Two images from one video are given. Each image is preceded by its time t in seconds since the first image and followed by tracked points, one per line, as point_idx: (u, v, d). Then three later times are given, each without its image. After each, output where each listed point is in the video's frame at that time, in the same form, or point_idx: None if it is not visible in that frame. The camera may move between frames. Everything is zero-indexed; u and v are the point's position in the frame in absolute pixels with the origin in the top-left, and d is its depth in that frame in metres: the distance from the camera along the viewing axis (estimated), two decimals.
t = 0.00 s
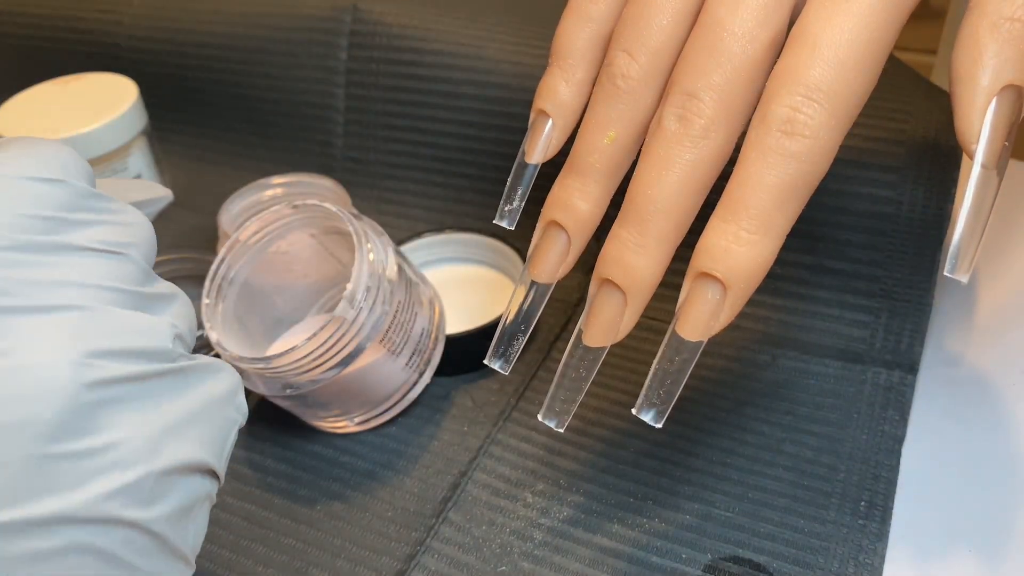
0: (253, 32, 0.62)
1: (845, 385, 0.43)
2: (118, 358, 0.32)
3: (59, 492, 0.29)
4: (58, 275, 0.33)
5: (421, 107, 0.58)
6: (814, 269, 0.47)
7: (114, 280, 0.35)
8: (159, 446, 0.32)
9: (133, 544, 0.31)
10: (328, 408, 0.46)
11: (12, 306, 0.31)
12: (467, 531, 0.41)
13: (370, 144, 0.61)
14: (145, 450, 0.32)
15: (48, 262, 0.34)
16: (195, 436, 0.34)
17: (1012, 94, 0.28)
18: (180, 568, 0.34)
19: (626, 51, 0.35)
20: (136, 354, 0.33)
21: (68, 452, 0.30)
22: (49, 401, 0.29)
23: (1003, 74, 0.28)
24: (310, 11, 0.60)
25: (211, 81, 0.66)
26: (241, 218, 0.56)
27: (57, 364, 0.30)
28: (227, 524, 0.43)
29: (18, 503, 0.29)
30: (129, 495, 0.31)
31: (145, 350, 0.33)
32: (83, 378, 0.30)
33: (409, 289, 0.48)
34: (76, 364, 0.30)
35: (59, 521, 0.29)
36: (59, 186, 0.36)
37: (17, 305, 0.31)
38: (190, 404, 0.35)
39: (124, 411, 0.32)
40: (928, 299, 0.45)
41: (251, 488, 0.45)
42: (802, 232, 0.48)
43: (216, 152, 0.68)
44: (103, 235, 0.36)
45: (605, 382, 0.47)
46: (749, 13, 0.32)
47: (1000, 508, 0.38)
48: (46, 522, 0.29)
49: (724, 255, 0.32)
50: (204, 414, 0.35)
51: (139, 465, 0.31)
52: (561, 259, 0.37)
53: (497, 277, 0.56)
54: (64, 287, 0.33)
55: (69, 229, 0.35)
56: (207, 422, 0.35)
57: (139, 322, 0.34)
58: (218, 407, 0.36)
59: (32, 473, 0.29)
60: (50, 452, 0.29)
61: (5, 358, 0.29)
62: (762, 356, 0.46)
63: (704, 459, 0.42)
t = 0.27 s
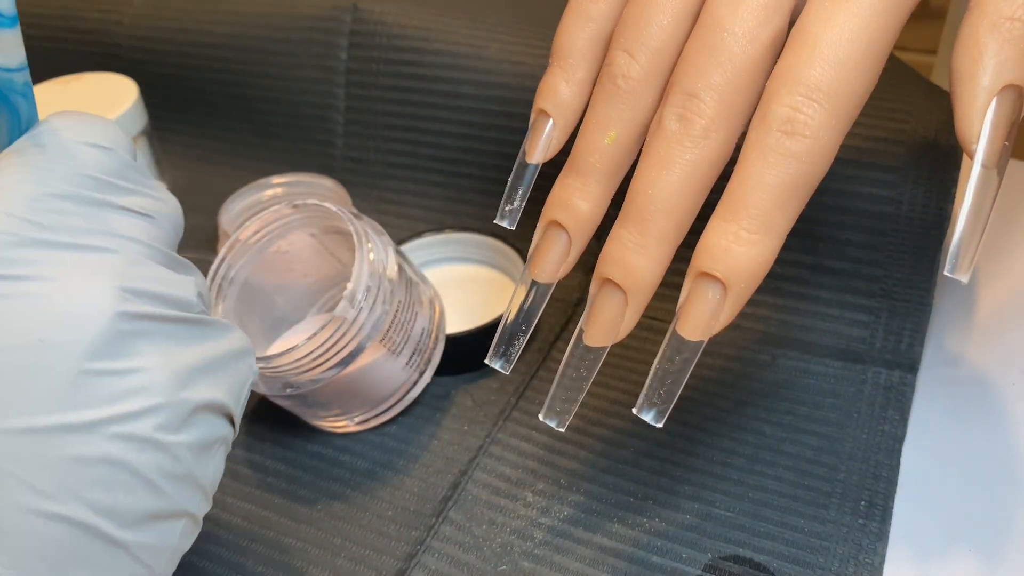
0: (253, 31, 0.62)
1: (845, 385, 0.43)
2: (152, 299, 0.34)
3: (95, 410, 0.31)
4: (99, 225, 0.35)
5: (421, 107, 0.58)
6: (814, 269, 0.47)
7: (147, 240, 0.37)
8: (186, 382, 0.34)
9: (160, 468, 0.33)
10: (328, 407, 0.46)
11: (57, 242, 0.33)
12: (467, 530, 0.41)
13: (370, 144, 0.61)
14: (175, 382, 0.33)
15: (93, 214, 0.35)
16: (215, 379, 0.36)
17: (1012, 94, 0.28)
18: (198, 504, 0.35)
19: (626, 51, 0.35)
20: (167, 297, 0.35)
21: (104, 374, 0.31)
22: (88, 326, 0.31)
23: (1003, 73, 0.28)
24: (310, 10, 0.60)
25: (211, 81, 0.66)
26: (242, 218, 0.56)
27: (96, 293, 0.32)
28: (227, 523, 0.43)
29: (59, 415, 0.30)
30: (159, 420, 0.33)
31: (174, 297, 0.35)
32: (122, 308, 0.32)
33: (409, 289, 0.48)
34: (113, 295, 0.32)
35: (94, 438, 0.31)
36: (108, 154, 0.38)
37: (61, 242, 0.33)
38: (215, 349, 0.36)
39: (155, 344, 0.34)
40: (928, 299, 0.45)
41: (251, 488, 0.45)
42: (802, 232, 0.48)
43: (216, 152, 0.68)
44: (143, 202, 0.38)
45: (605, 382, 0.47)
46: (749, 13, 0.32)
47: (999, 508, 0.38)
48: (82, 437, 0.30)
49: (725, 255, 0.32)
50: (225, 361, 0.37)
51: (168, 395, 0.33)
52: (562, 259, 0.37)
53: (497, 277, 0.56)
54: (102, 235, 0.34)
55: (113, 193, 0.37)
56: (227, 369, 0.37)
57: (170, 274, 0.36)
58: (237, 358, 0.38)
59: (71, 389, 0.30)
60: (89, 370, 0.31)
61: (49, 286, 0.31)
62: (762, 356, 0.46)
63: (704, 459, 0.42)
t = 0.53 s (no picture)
0: (254, 32, 0.62)
1: (844, 385, 0.43)
2: (245, 316, 0.34)
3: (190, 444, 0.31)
4: (190, 224, 0.34)
5: (422, 107, 0.58)
6: (813, 269, 0.47)
7: (231, 230, 0.36)
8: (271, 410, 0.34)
9: (237, 500, 0.33)
10: (329, 407, 0.46)
11: (158, 247, 0.32)
12: (467, 531, 0.40)
13: (371, 144, 0.61)
14: (260, 410, 0.34)
15: (180, 207, 0.34)
16: (290, 396, 0.36)
17: (1012, 95, 0.28)
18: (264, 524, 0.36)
19: (626, 51, 0.35)
20: (256, 311, 0.34)
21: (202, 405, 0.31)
22: (192, 353, 0.30)
23: (1003, 74, 0.28)
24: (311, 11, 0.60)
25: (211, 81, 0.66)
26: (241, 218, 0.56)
27: (201, 317, 0.31)
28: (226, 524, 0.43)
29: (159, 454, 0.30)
30: (245, 453, 0.33)
31: (265, 309, 0.35)
32: (223, 332, 0.32)
33: (408, 289, 0.48)
34: (216, 318, 0.31)
35: (187, 473, 0.31)
36: (183, 127, 0.36)
37: (159, 247, 0.32)
38: (292, 363, 0.36)
39: (245, 370, 0.34)
40: (928, 299, 0.45)
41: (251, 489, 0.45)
42: (802, 232, 0.48)
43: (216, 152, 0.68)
44: (222, 185, 0.37)
45: (605, 382, 0.47)
46: (749, 12, 0.32)
47: (1000, 508, 0.38)
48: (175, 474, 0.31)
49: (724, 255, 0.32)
50: (299, 375, 0.37)
51: (254, 426, 0.33)
52: (562, 259, 0.37)
53: (497, 277, 0.56)
54: (195, 237, 0.34)
55: (193, 173, 0.36)
56: (300, 382, 0.37)
57: (258, 279, 0.35)
58: (308, 367, 0.38)
59: (172, 424, 0.30)
60: (190, 404, 0.31)
61: (153, 302, 0.30)
62: (762, 356, 0.46)
63: (704, 459, 0.42)
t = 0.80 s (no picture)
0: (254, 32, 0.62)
1: (844, 385, 0.43)
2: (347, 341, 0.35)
3: (301, 472, 0.31)
4: (302, 246, 0.35)
5: (422, 107, 0.58)
6: (814, 269, 0.47)
7: (335, 252, 0.37)
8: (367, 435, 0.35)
9: (325, 523, 0.33)
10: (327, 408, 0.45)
11: (278, 269, 0.32)
12: (467, 531, 0.40)
13: (370, 144, 0.61)
14: (356, 434, 0.34)
15: (293, 227, 0.35)
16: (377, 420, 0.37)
17: (1012, 94, 0.28)
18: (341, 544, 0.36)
19: (626, 50, 0.35)
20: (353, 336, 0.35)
21: (309, 433, 0.31)
22: (309, 384, 0.31)
23: (1003, 73, 0.28)
24: (311, 11, 0.60)
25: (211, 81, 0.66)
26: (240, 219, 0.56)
27: (319, 346, 0.32)
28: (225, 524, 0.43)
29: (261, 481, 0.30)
30: (341, 480, 0.33)
31: (361, 334, 0.36)
32: (333, 360, 0.32)
33: (408, 289, 0.48)
34: (328, 347, 0.32)
35: (291, 500, 0.31)
36: (301, 143, 0.37)
37: (279, 269, 0.32)
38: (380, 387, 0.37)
39: (345, 396, 0.34)
40: (928, 299, 0.45)
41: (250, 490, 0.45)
42: (802, 231, 0.48)
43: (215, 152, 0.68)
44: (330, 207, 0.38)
45: (605, 382, 0.47)
46: (749, 12, 0.32)
47: (1001, 508, 0.38)
48: (278, 500, 0.30)
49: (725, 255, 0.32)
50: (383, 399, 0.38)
51: (352, 452, 0.33)
52: (562, 259, 0.37)
53: (498, 277, 0.56)
54: (305, 259, 0.34)
55: (308, 196, 0.36)
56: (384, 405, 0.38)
57: (355, 302, 0.36)
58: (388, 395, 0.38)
59: (284, 452, 0.30)
60: (298, 432, 0.31)
61: (269, 325, 0.31)
62: (762, 356, 0.46)
63: (704, 459, 0.42)
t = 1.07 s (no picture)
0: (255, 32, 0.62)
1: (844, 385, 0.43)
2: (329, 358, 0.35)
3: (290, 483, 0.31)
4: (290, 264, 0.35)
5: (422, 107, 0.58)
6: (814, 269, 0.47)
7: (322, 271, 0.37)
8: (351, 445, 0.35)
9: (316, 535, 0.33)
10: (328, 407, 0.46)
11: (269, 285, 0.33)
12: (467, 531, 0.40)
13: (370, 144, 0.61)
14: (346, 445, 0.34)
15: (281, 245, 0.35)
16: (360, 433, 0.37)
17: (1012, 95, 0.28)
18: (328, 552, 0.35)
19: (626, 50, 0.35)
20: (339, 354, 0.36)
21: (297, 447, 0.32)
22: (298, 397, 0.32)
23: (1003, 74, 0.28)
24: (311, 11, 0.60)
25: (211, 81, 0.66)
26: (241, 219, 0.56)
27: (310, 358, 0.32)
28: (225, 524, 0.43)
29: (250, 495, 0.30)
30: (331, 494, 0.33)
31: (339, 351, 0.36)
32: (322, 373, 0.33)
33: (408, 289, 0.48)
34: (313, 360, 0.33)
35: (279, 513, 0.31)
36: (291, 160, 0.38)
37: (270, 285, 0.33)
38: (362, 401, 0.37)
39: (334, 411, 0.34)
40: (928, 299, 0.45)
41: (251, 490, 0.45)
42: (802, 231, 0.48)
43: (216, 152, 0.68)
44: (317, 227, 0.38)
45: (605, 382, 0.47)
46: (749, 12, 0.32)
47: (1002, 508, 0.38)
48: (268, 512, 0.31)
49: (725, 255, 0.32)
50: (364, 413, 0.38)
51: (342, 464, 0.34)
52: (562, 259, 0.37)
53: (498, 277, 0.56)
54: (296, 277, 0.35)
55: (295, 217, 0.37)
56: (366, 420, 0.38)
57: (337, 320, 0.37)
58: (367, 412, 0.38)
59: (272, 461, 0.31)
60: (289, 445, 0.31)
61: (263, 338, 0.31)
62: (762, 356, 0.46)
63: (704, 459, 0.42)
